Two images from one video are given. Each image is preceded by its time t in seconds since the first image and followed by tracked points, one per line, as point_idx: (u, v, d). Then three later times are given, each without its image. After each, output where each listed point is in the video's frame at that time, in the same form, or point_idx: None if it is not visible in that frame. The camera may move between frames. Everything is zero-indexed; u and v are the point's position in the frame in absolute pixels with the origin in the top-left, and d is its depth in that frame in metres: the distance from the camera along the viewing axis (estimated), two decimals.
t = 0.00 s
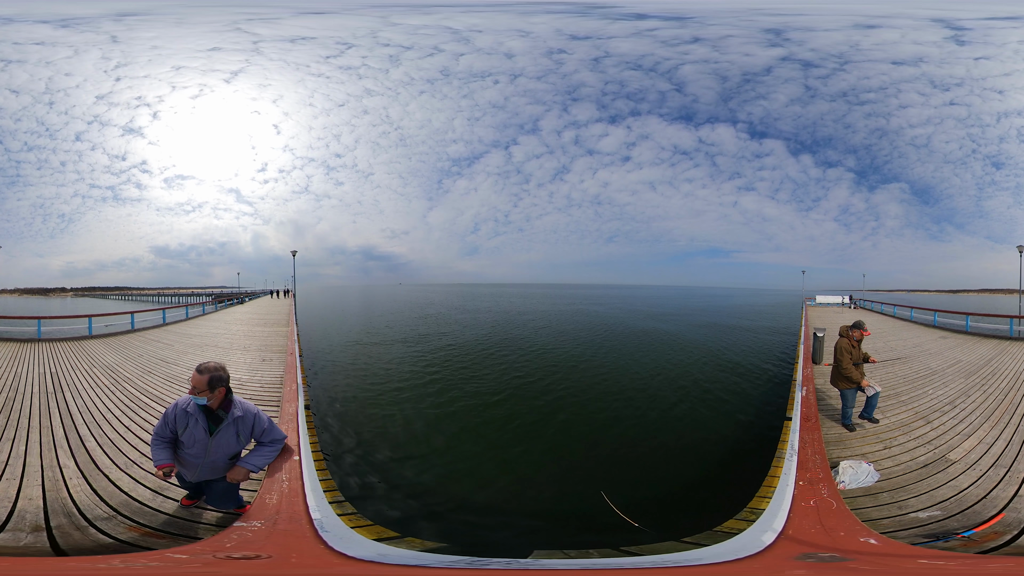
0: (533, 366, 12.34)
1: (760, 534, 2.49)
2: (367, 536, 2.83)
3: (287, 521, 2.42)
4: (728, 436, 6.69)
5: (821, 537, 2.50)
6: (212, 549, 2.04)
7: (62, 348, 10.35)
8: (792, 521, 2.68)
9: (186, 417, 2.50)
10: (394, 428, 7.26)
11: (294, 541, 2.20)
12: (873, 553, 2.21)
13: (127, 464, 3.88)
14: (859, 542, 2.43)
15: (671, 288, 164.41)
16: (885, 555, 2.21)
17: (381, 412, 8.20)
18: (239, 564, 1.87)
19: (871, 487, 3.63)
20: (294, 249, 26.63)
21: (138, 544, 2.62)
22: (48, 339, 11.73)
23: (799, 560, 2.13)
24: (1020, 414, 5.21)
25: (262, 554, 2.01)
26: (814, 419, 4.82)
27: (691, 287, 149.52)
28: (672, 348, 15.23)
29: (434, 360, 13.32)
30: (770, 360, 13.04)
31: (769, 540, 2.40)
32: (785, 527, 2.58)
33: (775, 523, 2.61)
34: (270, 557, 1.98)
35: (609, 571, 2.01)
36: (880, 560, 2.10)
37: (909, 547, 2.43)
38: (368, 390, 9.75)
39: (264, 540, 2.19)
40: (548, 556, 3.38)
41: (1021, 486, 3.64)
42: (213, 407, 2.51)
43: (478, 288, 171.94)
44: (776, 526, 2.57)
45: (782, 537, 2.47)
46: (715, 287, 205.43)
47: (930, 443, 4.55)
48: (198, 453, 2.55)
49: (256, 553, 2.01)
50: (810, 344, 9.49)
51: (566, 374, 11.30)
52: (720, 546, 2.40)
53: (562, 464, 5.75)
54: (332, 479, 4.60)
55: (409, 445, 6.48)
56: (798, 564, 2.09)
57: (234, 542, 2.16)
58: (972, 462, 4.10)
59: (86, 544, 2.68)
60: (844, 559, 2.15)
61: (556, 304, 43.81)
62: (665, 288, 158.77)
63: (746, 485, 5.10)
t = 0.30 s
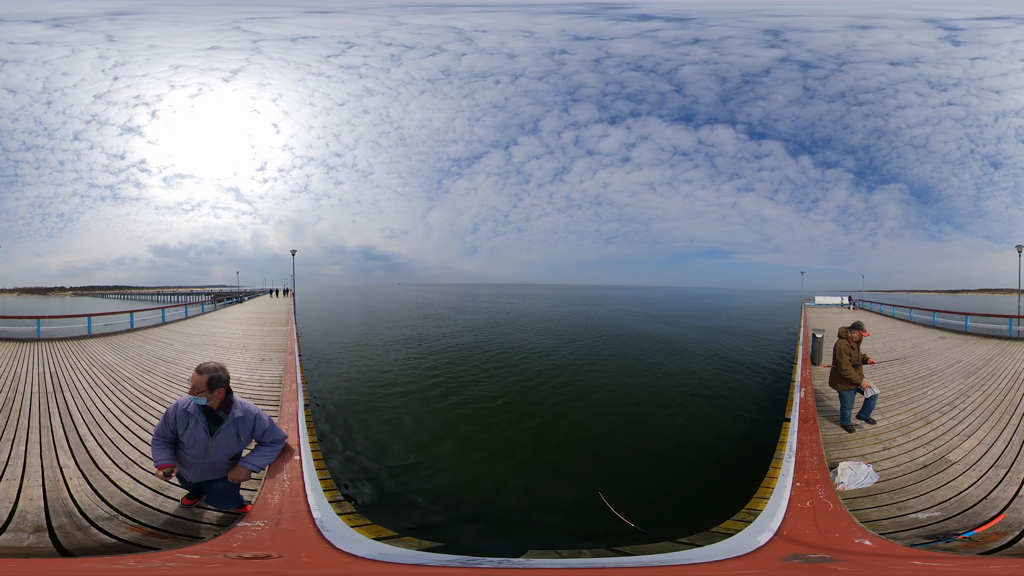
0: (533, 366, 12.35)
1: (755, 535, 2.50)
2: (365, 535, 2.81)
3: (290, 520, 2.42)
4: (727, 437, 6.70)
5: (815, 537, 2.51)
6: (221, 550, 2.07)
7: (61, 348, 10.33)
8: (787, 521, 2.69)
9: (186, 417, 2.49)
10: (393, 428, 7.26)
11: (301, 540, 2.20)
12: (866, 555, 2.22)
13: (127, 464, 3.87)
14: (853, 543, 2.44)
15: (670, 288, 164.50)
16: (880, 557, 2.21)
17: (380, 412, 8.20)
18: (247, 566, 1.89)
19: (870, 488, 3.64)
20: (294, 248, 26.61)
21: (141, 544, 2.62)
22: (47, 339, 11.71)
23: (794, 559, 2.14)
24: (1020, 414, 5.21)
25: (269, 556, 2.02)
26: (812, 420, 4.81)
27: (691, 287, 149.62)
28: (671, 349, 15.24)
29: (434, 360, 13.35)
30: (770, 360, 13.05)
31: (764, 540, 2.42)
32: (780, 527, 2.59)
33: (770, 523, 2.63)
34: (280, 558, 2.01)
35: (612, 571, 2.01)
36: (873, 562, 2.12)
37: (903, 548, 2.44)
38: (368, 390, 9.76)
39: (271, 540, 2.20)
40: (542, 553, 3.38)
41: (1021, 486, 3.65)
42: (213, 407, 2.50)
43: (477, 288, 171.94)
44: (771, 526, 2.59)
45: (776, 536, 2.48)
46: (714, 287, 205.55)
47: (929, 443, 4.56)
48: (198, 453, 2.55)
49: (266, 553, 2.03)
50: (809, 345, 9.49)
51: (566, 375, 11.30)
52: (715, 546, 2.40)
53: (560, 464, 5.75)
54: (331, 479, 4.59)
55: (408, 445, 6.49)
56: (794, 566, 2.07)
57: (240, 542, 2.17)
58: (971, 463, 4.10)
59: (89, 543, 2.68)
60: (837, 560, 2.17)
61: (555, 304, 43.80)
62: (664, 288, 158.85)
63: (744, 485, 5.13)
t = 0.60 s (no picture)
0: (532, 366, 12.39)
1: (744, 535, 2.52)
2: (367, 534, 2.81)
3: (296, 520, 2.43)
4: (726, 437, 6.72)
5: (807, 538, 2.52)
6: (236, 550, 2.11)
7: (60, 348, 10.32)
8: (779, 521, 2.70)
9: (188, 418, 2.50)
10: (391, 428, 7.28)
11: (311, 539, 2.22)
12: (855, 559, 2.22)
13: (127, 464, 3.87)
14: (843, 544, 2.44)
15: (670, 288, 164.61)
16: (870, 560, 2.20)
17: (379, 411, 8.23)
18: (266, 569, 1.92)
19: (868, 489, 3.64)
20: (294, 248, 26.65)
21: (146, 544, 2.63)
22: (46, 339, 11.70)
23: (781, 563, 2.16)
24: (1019, 415, 5.23)
25: (284, 557, 2.06)
26: (810, 421, 4.81)
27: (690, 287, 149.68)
28: (671, 349, 15.32)
29: (434, 360, 13.38)
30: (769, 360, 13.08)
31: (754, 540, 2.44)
32: (772, 527, 2.61)
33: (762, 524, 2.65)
34: (297, 558, 2.05)
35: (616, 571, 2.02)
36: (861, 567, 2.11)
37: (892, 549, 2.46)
38: (367, 390, 9.78)
39: (281, 541, 2.22)
40: (537, 552, 3.38)
41: (1021, 487, 3.66)
42: (215, 408, 2.51)
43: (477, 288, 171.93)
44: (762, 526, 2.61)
45: (767, 537, 2.49)
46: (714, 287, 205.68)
47: (928, 444, 4.58)
48: (201, 453, 2.55)
49: (283, 553, 2.08)
50: (808, 345, 9.51)
51: (565, 375, 11.34)
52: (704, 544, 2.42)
53: (558, 464, 5.76)
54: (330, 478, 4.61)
55: (407, 445, 6.50)
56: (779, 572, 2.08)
57: (254, 542, 2.20)
58: (970, 463, 4.12)
59: (93, 543, 2.68)
60: (826, 565, 2.17)
61: (555, 304, 43.82)
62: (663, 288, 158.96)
63: (743, 485, 5.14)
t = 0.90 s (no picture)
0: (532, 366, 12.41)
1: (733, 535, 2.55)
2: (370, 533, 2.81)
3: (305, 518, 2.44)
4: (726, 437, 6.72)
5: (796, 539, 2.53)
6: (256, 550, 2.13)
7: (61, 348, 10.33)
8: (770, 521, 2.71)
9: (192, 417, 2.51)
10: (392, 428, 7.29)
11: (325, 536, 2.24)
12: (839, 561, 2.23)
13: (129, 464, 3.87)
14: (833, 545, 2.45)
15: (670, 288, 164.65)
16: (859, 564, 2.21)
17: (379, 411, 8.24)
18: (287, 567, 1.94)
19: (867, 490, 3.65)
20: (294, 248, 26.70)
21: (153, 544, 2.64)
22: (47, 339, 11.70)
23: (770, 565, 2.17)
24: (1019, 416, 5.24)
25: (298, 554, 2.08)
26: (809, 421, 4.82)
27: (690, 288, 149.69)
28: (671, 349, 15.34)
29: (434, 360, 13.39)
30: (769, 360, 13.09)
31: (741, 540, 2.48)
32: (763, 527, 2.62)
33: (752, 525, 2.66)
34: (320, 556, 2.05)
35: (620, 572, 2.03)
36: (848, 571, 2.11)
37: (881, 550, 2.43)
38: (368, 390, 9.80)
39: (295, 539, 2.23)
40: (536, 552, 3.38)
41: (1021, 489, 3.66)
42: (219, 407, 2.51)
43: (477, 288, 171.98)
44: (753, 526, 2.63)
45: (757, 537, 2.51)
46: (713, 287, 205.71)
47: (928, 445, 4.58)
48: (204, 453, 2.56)
49: (304, 551, 2.09)
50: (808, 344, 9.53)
51: (565, 375, 11.36)
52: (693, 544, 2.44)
53: (558, 464, 5.77)
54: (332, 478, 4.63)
55: (408, 445, 6.51)
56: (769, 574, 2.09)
57: (270, 541, 2.22)
58: (971, 465, 4.12)
59: (100, 544, 2.69)
60: (812, 567, 2.18)
61: (555, 304, 43.81)
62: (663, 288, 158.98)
63: (743, 485, 5.15)
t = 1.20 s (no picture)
0: (531, 367, 12.43)
1: (725, 536, 2.56)
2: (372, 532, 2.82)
3: (311, 518, 2.45)
4: (725, 437, 6.74)
5: (792, 538, 2.54)
6: (270, 550, 2.15)
7: (60, 348, 10.33)
8: (765, 521, 2.73)
9: (194, 418, 2.52)
10: (392, 428, 7.30)
11: (335, 535, 2.26)
12: (826, 562, 2.23)
13: (130, 464, 3.88)
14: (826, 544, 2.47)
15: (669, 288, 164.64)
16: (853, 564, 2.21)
17: (379, 411, 8.26)
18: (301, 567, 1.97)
19: (866, 491, 3.65)
20: (294, 248, 26.75)
21: (155, 544, 2.65)
22: (46, 338, 11.70)
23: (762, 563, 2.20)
24: (1019, 415, 5.25)
25: (311, 555, 2.10)
26: (807, 422, 4.83)
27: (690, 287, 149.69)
28: (670, 349, 15.36)
29: (434, 360, 13.41)
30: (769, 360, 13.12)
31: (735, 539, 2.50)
32: (758, 526, 2.64)
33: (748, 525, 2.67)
34: (337, 556, 2.08)
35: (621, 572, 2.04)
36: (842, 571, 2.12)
37: (871, 552, 2.42)
38: (368, 390, 9.83)
39: (306, 539, 2.25)
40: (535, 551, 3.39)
41: (1022, 489, 3.67)
42: (221, 408, 2.52)
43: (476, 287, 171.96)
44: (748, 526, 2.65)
45: (751, 537, 2.53)
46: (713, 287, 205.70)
47: (928, 445, 4.59)
48: (207, 454, 2.57)
49: (318, 551, 2.12)
50: (808, 345, 9.54)
51: (564, 375, 11.38)
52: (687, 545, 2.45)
53: (558, 464, 5.78)
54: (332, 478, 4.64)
55: (408, 445, 6.52)
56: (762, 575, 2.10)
57: (281, 541, 2.24)
58: (970, 465, 4.13)
59: (101, 545, 2.70)
60: (805, 565, 2.20)
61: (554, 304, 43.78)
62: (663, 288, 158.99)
63: (743, 485, 5.16)
